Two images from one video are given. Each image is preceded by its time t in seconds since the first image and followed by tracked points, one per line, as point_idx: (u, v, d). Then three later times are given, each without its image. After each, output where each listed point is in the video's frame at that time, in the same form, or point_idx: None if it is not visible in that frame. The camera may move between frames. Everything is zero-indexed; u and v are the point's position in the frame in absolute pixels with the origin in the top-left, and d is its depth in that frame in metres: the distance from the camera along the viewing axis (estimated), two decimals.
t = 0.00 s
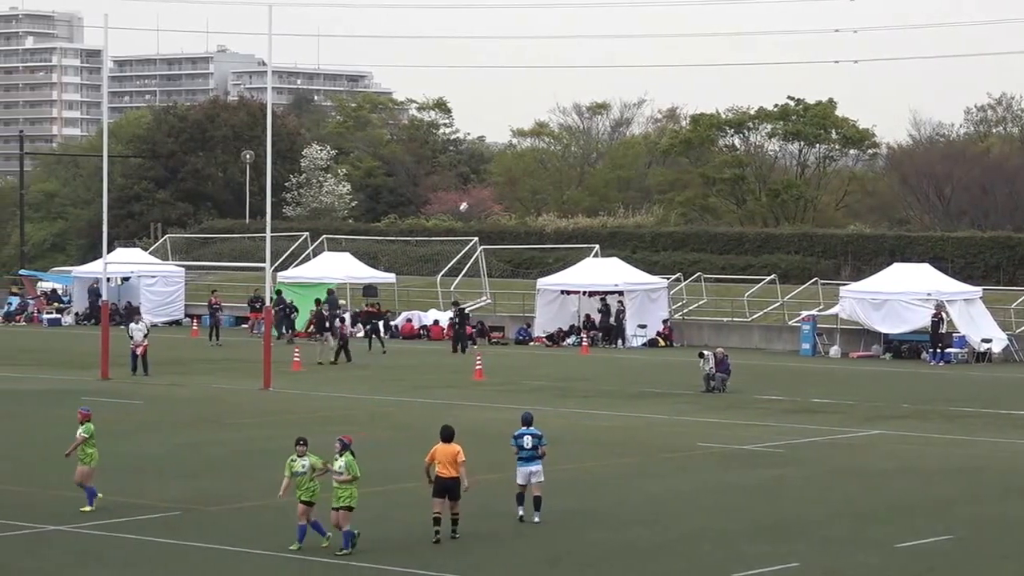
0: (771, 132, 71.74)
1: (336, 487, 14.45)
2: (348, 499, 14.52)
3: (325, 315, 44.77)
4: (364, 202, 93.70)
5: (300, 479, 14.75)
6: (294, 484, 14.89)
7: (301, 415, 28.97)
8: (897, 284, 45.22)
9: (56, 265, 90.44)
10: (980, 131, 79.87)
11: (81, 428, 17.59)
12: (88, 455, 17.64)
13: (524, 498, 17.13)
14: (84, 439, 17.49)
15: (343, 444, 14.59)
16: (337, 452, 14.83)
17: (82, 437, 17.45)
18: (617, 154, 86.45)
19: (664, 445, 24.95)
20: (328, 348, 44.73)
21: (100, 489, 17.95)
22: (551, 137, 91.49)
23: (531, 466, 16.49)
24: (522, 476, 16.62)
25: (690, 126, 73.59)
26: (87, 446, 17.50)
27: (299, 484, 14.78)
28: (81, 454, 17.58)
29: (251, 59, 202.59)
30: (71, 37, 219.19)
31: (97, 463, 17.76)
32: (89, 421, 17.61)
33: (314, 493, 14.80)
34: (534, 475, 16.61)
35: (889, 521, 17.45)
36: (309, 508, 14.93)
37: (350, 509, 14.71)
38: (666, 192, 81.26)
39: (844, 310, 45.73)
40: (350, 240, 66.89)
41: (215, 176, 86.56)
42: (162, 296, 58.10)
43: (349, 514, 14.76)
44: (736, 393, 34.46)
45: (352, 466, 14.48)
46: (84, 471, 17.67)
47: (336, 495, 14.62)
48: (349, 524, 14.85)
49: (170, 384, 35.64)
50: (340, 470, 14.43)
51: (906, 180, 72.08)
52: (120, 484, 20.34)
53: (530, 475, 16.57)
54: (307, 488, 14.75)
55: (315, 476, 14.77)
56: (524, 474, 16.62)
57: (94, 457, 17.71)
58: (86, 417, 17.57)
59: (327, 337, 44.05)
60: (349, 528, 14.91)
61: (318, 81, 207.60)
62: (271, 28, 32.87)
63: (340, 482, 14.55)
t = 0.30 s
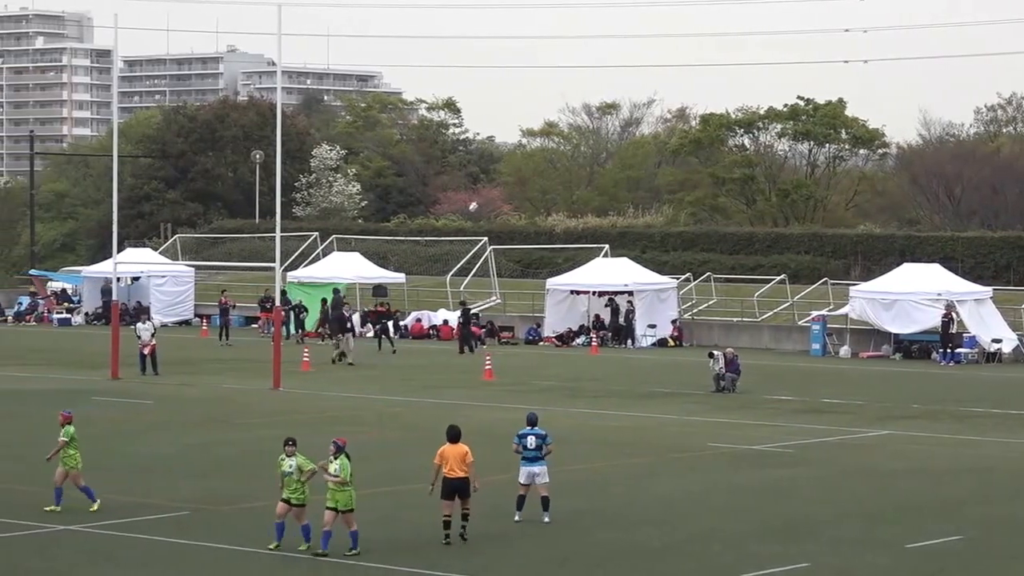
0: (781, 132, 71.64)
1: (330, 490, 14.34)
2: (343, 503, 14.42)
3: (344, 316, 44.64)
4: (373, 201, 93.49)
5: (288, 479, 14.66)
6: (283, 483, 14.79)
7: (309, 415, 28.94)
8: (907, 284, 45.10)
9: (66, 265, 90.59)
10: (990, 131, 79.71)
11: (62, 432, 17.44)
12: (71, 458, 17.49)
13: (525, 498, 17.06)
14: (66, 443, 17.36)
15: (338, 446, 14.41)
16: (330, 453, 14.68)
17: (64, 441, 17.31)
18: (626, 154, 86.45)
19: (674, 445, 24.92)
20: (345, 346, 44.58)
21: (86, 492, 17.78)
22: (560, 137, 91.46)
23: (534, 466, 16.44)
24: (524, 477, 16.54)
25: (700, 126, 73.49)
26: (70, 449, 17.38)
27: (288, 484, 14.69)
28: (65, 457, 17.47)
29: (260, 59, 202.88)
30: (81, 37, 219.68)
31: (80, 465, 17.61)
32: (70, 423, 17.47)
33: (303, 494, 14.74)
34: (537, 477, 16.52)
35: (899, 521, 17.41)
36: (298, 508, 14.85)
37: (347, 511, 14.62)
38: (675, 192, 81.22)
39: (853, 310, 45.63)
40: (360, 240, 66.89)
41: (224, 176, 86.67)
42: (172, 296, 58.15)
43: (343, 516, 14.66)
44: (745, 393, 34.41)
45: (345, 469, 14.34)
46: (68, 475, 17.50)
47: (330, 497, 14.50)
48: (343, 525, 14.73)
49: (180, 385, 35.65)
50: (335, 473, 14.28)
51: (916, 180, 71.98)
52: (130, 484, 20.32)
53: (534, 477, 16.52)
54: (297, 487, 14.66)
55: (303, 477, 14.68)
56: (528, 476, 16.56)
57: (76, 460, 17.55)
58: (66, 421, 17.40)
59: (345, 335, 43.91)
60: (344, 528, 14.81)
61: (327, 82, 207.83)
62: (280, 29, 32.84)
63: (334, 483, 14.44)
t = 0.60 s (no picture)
0: (791, 132, 71.48)
1: (323, 490, 14.24)
2: (335, 503, 14.31)
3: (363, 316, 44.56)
4: (383, 201, 93.53)
5: (278, 481, 14.59)
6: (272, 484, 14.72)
7: (319, 415, 28.90)
8: (917, 283, 44.95)
9: (77, 264, 90.67)
10: (1001, 130, 79.48)
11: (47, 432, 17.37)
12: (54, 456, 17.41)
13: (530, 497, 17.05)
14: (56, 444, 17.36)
15: (331, 446, 14.34)
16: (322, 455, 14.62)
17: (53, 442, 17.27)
18: (636, 154, 86.34)
19: (685, 445, 24.85)
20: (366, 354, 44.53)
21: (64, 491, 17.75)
22: (570, 137, 91.30)
23: (538, 465, 16.39)
24: (528, 476, 16.53)
25: (710, 126, 73.33)
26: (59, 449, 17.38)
27: (278, 485, 14.60)
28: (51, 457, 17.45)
29: (270, 58, 202.98)
30: (91, 37, 220.06)
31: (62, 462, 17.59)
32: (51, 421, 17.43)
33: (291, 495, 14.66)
34: (540, 475, 16.49)
35: (910, 521, 17.35)
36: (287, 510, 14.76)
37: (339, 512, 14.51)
38: (685, 192, 81.13)
39: (863, 310, 45.49)
40: (369, 240, 66.87)
41: (235, 176, 86.70)
42: (182, 296, 58.16)
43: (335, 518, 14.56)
44: (755, 393, 34.31)
45: (339, 469, 14.25)
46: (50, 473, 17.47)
47: (323, 498, 14.41)
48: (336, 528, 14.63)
49: (190, 384, 35.61)
50: (328, 473, 14.19)
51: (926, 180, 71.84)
52: (140, 484, 20.27)
53: (538, 475, 16.49)
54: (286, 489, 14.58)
55: (293, 479, 14.61)
56: (532, 474, 16.53)
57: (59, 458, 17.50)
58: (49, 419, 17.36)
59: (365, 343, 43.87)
60: (337, 531, 14.71)
61: (337, 81, 207.87)
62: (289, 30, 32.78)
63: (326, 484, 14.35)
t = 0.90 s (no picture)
0: (801, 132, 71.34)
1: (318, 491, 14.06)
2: (329, 504, 14.11)
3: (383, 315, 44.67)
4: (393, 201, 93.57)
5: (270, 483, 14.35)
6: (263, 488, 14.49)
7: (329, 415, 28.88)
8: (927, 284, 44.90)
9: (87, 264, 90.83)
10: (1011, 130, 79.37)
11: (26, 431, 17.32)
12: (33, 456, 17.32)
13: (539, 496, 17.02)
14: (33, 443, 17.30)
15: (327, 447, 14.20)
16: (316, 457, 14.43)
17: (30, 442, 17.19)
18: (646, 155, 86.32)
19: (695, 445, 24.84)
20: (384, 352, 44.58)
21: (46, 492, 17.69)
22: (580, 137, 91.21)
23: (548, 465, 16.36)
24: (539, 476, 16.50)
25: (720, 126, 73.22)
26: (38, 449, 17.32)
27: (271, 488, 14.36)
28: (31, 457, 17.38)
29: (280, 59, 203.19)
30: (101, 37, 220.48)
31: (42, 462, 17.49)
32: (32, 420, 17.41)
33: (283, 498, 14.45)
34: (553, 474, 16.43)
35: (920, 521, 17.32)
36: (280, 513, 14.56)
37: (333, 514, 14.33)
38: (695, 192, 81.11)
39: (873, 310, 45.44)
40: (379, 240, 66.88)
41: (245, 176, 86.79)
42: (192, 296, 58.23)
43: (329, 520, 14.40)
44: (765, 393, 34.27)
45: (336, 469, 14.12)
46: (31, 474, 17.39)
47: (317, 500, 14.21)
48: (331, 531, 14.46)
49: (200, 384, 35.60)
50: (324, 473, 14.05)
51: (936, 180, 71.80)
52: (149, 484, 20.27)
53: (550, 476, 16.45)
54: (279, 493, 14.36)
55: (285, 482, 14.40)
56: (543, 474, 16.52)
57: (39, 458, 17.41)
58: (30, 418, 17.32)
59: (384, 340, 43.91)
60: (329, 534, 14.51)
61: (347, 82, 208.01)
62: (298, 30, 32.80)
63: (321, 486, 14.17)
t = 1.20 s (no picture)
0: (809, 132, 71.19)
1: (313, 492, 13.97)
2: (323, 506, 14.09)
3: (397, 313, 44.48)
4: (402, 201, 93.59)
5: (262, 484, 14.22)
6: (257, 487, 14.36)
7: (338, 415, 28.86)
8: (936, 284, 44.78)
9: (96, 265, 90.96)
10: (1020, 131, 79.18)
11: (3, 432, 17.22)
12: (12, 460, 17.34)
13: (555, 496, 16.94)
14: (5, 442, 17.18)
15: (322, 449, 14.05)
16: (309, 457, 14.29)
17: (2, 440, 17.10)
18: (654, 154, 86.27)
19: (703, 445, 24.78)
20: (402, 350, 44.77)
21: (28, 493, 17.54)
22: (588, 137, 91.15)
23: (572, 467, 16.31)
24: (561, 477, 16.42)
25: (728, 127, 73.09)
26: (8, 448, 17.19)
27: (261, 488, 14.25)
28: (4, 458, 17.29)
29: (289, 59, 203.35)
30: (110, 37, 220.67)
31: (22, 467, 17.47)
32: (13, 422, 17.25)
33: (277, 497, 14.34)
34: (576, 475, 16.35)
35: (929, 521, 17.24)
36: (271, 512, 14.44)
37: (326, 514, 14.26)
38: (704, 193, 81.12)
39: (882, 310, 45.33)
40: (388, 239, 66.92)
41: (253, 176, 86.86)
42: (201, 296, 58.29)
43: (321, 521, 14.30)
44: (774, 393, 34.22)
45: (330, 470, 14.00)
46: (11, 478, 17.33)
47: (311, 500, 14.14)
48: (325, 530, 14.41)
49: (209, 384, 35.61)
50: (318, 474, 13.91)
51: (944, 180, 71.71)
52: (158, 484, 20.25)
53: (573, 477, 16.38)
54: (271, 492, 14.23)
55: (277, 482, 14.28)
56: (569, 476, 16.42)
57: (18, 462, 17.40)
58: (7, 420, 17.21)
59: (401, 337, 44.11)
60: (324, 532, 14.45)
61: (356, 82, 208.09)
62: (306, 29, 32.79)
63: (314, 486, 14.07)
